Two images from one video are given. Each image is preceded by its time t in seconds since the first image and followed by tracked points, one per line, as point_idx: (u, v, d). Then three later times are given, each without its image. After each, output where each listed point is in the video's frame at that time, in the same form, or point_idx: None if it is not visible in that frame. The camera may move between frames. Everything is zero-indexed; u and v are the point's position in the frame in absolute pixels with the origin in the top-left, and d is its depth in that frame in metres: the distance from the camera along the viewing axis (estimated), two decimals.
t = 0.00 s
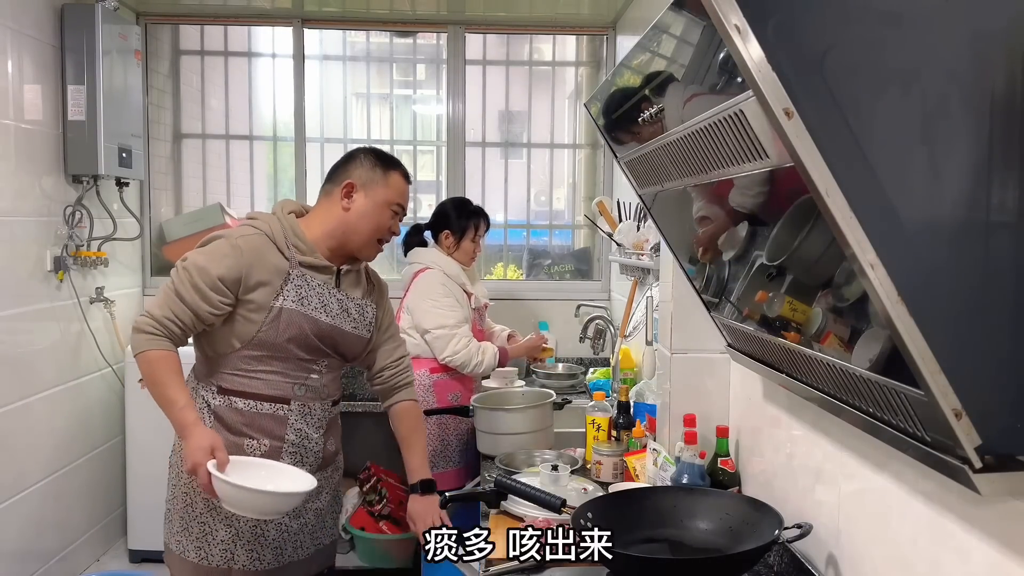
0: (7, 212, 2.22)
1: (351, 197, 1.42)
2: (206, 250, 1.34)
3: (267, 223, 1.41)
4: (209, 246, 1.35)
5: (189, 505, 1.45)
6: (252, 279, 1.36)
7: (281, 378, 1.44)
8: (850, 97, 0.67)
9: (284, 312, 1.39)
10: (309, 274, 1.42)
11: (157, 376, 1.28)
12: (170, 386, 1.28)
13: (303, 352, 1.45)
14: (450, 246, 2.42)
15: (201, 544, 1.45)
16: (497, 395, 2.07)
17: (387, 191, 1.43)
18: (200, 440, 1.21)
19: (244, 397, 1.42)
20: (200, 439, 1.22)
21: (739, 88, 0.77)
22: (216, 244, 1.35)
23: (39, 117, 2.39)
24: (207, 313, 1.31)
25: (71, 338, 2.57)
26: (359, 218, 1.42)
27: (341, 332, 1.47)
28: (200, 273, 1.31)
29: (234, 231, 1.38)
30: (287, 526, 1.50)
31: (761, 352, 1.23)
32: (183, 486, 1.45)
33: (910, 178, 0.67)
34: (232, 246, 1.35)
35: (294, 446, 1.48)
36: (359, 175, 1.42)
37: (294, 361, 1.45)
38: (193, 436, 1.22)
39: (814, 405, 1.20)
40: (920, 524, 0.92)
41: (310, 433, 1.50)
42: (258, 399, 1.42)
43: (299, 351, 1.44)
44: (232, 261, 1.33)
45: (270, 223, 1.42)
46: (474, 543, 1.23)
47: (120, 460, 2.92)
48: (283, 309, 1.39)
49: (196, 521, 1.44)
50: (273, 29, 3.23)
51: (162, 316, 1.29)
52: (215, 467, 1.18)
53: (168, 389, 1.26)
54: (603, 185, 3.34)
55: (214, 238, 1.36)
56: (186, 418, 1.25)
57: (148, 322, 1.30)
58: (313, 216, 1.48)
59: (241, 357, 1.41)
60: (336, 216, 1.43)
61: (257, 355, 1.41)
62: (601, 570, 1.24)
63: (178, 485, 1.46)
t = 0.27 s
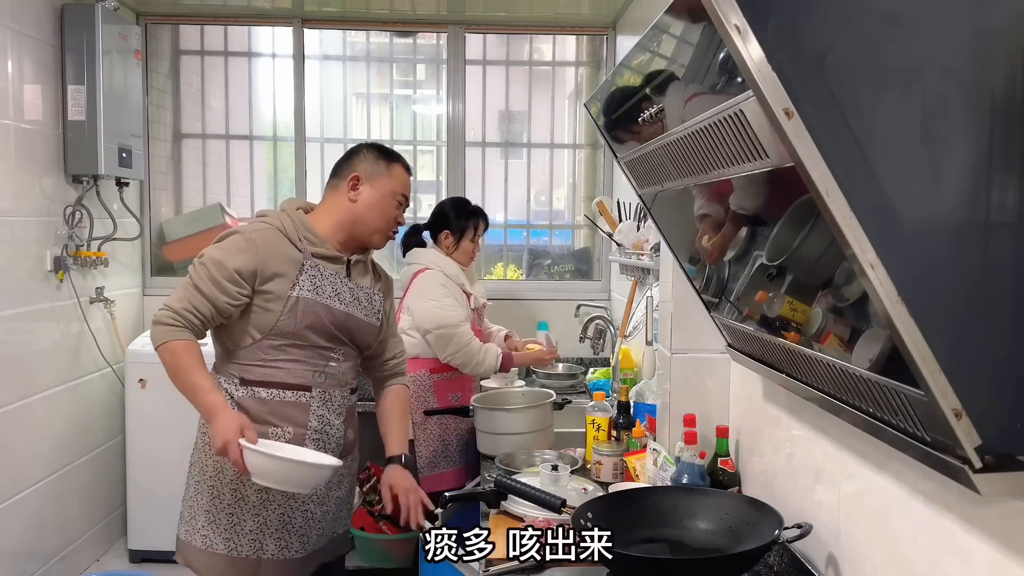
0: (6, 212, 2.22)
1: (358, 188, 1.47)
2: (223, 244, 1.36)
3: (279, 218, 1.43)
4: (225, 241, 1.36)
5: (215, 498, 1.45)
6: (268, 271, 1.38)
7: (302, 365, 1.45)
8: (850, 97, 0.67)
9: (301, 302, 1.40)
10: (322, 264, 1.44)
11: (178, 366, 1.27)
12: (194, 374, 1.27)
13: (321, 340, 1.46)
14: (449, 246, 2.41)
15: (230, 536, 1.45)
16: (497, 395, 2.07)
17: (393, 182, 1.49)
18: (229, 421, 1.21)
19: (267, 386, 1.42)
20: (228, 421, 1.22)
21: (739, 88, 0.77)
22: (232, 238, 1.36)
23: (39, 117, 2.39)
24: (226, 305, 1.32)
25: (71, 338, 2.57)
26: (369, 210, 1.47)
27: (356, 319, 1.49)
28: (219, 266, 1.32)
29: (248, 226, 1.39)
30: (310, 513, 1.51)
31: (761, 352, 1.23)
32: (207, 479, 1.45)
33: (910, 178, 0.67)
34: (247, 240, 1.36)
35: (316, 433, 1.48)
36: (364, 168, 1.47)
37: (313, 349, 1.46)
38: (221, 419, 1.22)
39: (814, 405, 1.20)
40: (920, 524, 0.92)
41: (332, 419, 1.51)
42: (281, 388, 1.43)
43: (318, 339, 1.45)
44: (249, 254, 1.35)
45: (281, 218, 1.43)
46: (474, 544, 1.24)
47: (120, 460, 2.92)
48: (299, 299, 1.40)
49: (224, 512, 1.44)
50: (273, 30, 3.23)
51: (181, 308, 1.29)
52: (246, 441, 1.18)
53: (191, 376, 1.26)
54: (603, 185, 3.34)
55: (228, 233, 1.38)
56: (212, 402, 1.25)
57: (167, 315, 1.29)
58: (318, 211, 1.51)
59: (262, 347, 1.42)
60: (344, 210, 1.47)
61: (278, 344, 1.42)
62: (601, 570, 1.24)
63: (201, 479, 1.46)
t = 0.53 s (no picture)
0: (6, 212, 2.22)
1: (359, 184, 1.51)
2: (239, 252, 1.36)
3: (287, 221, 1.44)
4: (239, 249, 1.37)
5: (262, 495, 1.54)
6: (286, 274, 1.40)
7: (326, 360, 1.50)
8: (851, 97, 0.67)
9: (321, 299, 1.45)
10: (333, 260, 1.49)
11: (222, 368, 1.26)
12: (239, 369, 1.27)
13: (340, 332, 1.52)
14: (447, 246, 2.42)
15: (280, 527, 1.55)
16: (497, 395, 2.07)
17: (391, 176, 1.56)
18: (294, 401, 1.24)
19: (294, 383, 1.47)
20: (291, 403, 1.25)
21: (739, 88, 0.77)
22: (247, 245, 1.37)
23: (39, 117, 2.39)
24: (252, 311, 1.34)
25: (71, 338, 2.57)
26: (373, 205, 1.53)
27: (368, 309, 1.57)
28: (241, 274, 1.33)
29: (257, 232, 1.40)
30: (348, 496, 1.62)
31: (761, 352, 1.23)
32: (252, 477, 1.54)
33: (910, 179, 0.67)
34: (262, 247, 1.38)
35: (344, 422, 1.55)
36: (365, 164, 1.52)
37: (334, 342, 1.52)
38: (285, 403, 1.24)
39: (814, 405, 1.20)
40: (920, 525, 0.92)
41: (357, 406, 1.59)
42: (308, 383, 1.48)
43: (337, 331, 1.51)
44: (266, 259, 1.37)
45: (286, 220, 1.44)
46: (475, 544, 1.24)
47: (120, 461, 2.92)
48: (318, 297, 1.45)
49: (272, 507, 1.54)
50: (273, 30, 3.23)
51: (210, 317, 1.29)
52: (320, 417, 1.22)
53: (239, 375, 1.25)
54: (603, 185, 3.34)
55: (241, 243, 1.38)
56: (268, 391, 1.26)
57: (197, 326, 1.28)
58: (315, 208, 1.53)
59: (285, 347, 1.46)
60: (348, 206, 1.51)
61: (301, 342, 1.47)
62: (601, 570, 1.24)
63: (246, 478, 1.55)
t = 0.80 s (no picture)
0: (6, 212, 2.22)
1: (340, 180, 1.52)
2: (262, 272, 1.32)
3: (283, 227, 1.41)
4: (258, 266, 1.32)
5: (305, 493, 1.54)
6: (305, 278, 1.41)
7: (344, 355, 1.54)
8: (850, 97, 0.67)
9: (336, 295, 1.49)
10: (333, 258, 1.52)
11: (301, 376, 1.28)
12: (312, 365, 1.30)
13: (354, 327, 1.56)
14: (446, 245, 2.42)
15: (327, 521, 1.56)
16: (497, 395, 2.07)
17: (365, 168, 1.57)
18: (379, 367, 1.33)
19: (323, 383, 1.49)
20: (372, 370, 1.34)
21: (739, 88, 0.77)
22: (266, 262, 1.33)
23: (39, 117, 2.39)
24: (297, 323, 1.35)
25: (71, 338, 2.57)
26: (353, 198, 1.55)
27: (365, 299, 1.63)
28: (278, 292, 1.31)
29: (265, 244, 1.36)
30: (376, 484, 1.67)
31: (762, 352, 1.22)
32: (293, 478, 1.53)
33: (910, 179, 0.67)
34: (279, 258, 1.35)
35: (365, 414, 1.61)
36: (342, 158, 1.52)
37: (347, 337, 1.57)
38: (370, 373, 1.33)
39: (814, 405, 1.20)
40: (919, 525, 0.92)
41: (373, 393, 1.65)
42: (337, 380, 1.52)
43: (350, 326, 1.56)
44: (291, 272, 1.36)
45: (282, 228, 1.42)
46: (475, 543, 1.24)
47: (120, 460, 2.92)
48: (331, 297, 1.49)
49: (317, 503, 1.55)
50: (273, 30, 3.23)
51: (269, 339, 1.27)
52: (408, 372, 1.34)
53: (319, 370, 1.29)
54: (603, 185, 3.34)
55: (254, 260, 1.33)
56: (347, 370, 1.32)
57: (259, 350, 1.25)
58: (293, 208, 1.50)
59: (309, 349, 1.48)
60: (330, 201, 1.51)
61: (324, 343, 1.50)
62: (601, 570, 1.24)
63: (285, 481, 1.53)
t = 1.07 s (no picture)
0: (6, 212, 2.22)
1: (340, 180, 1.61)
2: (303, 271, 1.44)
3: (294, 226, 1.51)
4: (292, 265, 1.43)
5: (315, 486, 1.63)
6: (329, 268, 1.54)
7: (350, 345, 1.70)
8: (851, 98, 0.67)
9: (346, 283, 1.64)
10: (338, 250, 1.65)
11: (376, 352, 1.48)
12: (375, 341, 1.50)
13: (358, 320, 1.72)
14: (445, 245, 2.42)
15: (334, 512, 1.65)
16: (497, 395, 2.07)
17: (363, 168, 1.66)
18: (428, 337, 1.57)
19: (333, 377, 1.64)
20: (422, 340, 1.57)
21: (740, 87, 0.77)
22: (297, 261, 1.44)
23: (39, 116, 2.39)
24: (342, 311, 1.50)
25: (71, 338, 2.57)
26: (352, 197, 1.64)
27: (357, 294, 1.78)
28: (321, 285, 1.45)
29: (286, 243, 1.46)
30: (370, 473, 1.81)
31: (761, 352, 1.23)
32: (305, 471, 1.61)
33: (910, 179, 0.67)
34: (308, 256, 1.47)
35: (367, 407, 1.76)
36: (340, 159, 1.61)
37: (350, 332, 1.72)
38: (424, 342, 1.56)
39: (814, 405, 1.20)
40: (919, 525, 0.92)
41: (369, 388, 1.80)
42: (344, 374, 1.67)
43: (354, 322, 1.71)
44: (319, 267, 1.48)
45: (297, 228, 1.52)
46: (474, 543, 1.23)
47: (120, 460, 2.92)
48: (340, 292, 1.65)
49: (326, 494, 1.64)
50: (273, 30, 3.23)
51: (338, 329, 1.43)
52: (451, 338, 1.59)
53: (385, 346, 1.49)
54: (603, 185, 3.34)
55: (287, 262, 1.44)
56: (403, 341, 1.53)
57: (335, 341, 1.41)
58: (296, 206, 1.60)
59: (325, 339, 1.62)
60: (331, 199, 1.61)
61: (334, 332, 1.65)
62: (601, 570, 1.24)
63: (296, 474, 1.61)
